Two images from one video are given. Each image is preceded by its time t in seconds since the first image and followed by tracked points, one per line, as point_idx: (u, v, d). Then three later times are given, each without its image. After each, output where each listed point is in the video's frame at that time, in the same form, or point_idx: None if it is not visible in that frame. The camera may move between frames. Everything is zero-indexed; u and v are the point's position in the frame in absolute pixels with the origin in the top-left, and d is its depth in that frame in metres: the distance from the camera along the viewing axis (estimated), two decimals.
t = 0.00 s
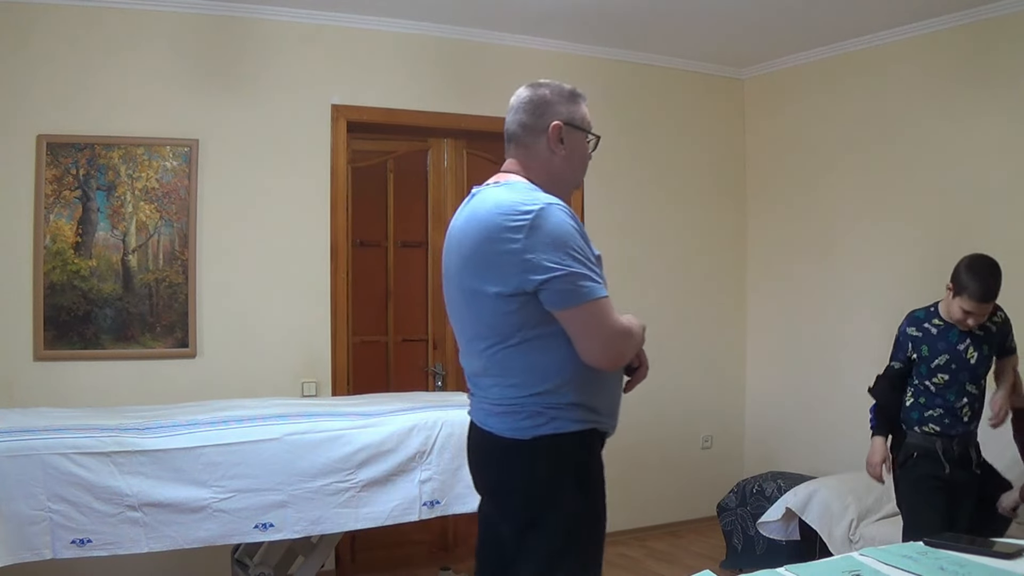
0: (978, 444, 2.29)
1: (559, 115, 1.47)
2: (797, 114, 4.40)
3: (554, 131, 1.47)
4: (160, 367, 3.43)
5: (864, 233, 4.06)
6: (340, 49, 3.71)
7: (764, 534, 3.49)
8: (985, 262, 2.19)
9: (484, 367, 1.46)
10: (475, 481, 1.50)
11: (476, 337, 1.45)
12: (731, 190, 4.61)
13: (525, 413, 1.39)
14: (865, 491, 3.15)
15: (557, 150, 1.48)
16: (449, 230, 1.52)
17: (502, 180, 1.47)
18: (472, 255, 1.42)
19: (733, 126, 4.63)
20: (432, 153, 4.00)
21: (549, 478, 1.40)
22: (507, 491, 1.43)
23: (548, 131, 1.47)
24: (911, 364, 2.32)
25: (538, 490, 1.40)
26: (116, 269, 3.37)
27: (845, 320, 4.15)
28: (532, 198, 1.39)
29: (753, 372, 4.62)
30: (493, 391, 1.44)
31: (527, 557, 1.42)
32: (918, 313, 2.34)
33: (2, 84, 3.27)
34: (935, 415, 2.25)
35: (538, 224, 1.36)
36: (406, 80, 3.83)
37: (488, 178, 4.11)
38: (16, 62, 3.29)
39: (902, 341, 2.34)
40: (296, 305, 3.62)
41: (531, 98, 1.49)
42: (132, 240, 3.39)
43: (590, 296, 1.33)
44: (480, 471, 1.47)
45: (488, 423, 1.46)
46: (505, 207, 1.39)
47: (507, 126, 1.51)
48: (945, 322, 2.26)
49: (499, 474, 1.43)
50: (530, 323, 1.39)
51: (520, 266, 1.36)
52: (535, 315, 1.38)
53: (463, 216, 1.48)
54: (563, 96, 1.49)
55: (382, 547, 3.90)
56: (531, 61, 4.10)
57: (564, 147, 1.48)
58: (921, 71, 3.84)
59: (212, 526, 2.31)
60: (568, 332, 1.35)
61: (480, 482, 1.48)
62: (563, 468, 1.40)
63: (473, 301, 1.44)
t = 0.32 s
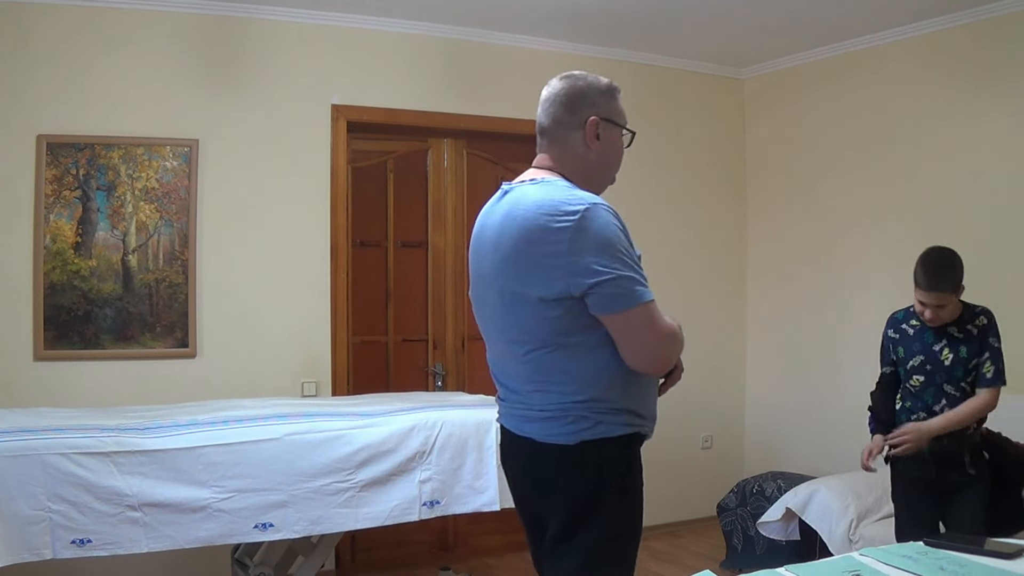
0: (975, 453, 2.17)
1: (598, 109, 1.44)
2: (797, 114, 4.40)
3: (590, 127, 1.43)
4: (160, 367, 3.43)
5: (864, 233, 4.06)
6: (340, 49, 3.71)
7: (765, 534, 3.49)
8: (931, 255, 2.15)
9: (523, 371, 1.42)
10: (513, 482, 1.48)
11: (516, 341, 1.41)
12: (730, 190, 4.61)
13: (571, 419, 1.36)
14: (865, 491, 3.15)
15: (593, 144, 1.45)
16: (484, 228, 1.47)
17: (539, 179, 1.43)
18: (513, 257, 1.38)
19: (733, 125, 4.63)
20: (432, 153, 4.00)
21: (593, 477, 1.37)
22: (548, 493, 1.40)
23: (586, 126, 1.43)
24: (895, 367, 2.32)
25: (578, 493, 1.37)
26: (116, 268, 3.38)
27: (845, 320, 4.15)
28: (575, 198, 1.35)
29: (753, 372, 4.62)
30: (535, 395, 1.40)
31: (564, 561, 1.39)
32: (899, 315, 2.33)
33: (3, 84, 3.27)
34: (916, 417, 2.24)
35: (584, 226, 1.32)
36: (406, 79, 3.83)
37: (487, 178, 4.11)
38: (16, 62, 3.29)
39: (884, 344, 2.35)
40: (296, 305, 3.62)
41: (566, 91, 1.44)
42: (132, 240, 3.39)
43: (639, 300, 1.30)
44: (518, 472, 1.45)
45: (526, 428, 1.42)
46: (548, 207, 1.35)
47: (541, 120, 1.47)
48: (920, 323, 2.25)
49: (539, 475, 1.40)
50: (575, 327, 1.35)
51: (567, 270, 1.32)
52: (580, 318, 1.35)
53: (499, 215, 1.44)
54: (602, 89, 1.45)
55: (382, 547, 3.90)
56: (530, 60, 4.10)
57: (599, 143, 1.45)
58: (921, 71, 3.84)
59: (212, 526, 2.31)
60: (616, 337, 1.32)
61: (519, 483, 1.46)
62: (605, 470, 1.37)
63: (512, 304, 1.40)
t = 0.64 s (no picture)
0: (950, 462, 2.13)
1: (609, 112, 1.44)
2: (797, 113, 4.40)
3: (601, 129, 1.43)
4: (160, 367, 3.43)
5: (864, 233, 4.06)
6: (340, 49, 3.72)
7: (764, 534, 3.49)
8: (925, 243, 2.21)
9: (532, 374, 1.43)
10: (523, 481, 1.48)
11: (525, 344, 1.42)
12: (730, 190, 4.61)
13: (579, 422, 1.37)
14: (865, 491, 3.14)
15: (603, 146, 1.45)
16: (491, 233, 1.48)
17: (547, 183, 1.43)
18: (519, 264, 1.38)
19: (733, 125, 4.63)
20: (432, 153, 4.00)
21: (603, 476, 1.37)
22: (560, 492, 1.40)
23: (596, 128, 1.43)
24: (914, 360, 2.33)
25: (590, 494, 1.37)
26: (116, 269, 3.38)
27: (845, 320, 4.14)
28: (576, 205, 1.34)
29: (753, 372, 4.62)
30: (545, 398, 1.41)
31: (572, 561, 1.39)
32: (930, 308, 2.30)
33: (3, 84, 3.27)
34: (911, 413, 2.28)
35: (584, 235, 1.31)
36: (406, 80, 3.83)
37: (487, 178, 4.12)
38: (17, 62, 3.29)
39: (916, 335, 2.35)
40: (296, 304, 3.62)
41: (579, 91, 1.44)
42: (132, 240, 3.39)
43: (641, 309, 1.29)
44: (530, 472, 1.45)
45: (536, 431, 1.43)
46: (550, 216, 1.34)
47: (553, 120, 1.47)
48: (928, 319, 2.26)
49: (551, 474, 1.40)
50: (581, 333, 1.35)
51: (569, 278, 1.32)
52: (584, 325, 1.35)
53: (505, 221, 1.44)
54: (614, 92, 1.45)
55: (382, 547, 3.90)
56: (530, 60, 4.10)
57: (610, 145, 1.45)
58: (921, 71, 3.84)
59: (212, 526, 2.30)
60: (620, 345, 1.32)
61: (530, 483, 1.46)
62: (618, 471, 1.37)
63: (519, 310, 1.40)
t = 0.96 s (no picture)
0: (954, 463, 2.15)
1: (605, 113, 1.44)
2: (797, 113, 4.40)
3: (597, 129, 1.43)
4: (160, 367, 3.43)
5: (864, 233, 4.06)
6: (340, 49, 3.72)
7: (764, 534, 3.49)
8: (938, 239, 2.26)
9: (527, 370, 1.43)
10: (521, 477, 1.48)
11: (519, 341, 1.43)
12: (730, 190, 4.61)
13: (569, 418, 1.37)
14: (865, 491, 3.15)
15: (598, 147, 1.44)
16: (488, 234, 1.49)
17: (542, 183, 1.44)
18: (510, 262, 1.39)
19: (733, 125, 4.63)
20: (432, 153, 4.00)
21: (595, 473, 1.37)
22: (552, 488, 1.40)
23: (591, 128, 1.43)
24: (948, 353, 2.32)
25: (582, 491, 1.37)
26: (116, 269, 3.38)
27: (845, 320, 4.14)
28: (565, 204, 1.35)
29: (753, 372, 4.62)
30: (539, 394, 1.42)
31: (565, 559, 1.40)
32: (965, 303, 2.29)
33: (3, 84, 3.27)
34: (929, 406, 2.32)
35: (570, 233, 1.32)
36: (406, 80, 3.83)
37: (487, 178, 4.11)
38: (16, 62, 3.29)
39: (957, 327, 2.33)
40: (296, 304, 3.62)
41: (578, 92, 1.45)
42: (132, 240, 3.39)
43: (625, 305, 1.29)
44: (526, 468, 1.46)
45: (531, 427, 1.44)
46: (539, 215, 1.35)
47: (552, 118, 1.47)
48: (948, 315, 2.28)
49: (545, 471, 1.41)
50: (570, 330, 1.35)
51: (555, 276, 1.32)
52: (573, 323, 1.35)
53: (500, 221, 1.45)
54: (610, 94, 1.45)
55: (382, 547, 3.90)
56: (531, 60, 4.10)
57: (605, 145, 1.44)
58: (921, 71, 3.84)
59: (212, 526, 2.30)
60: (606, 341, 1.32)
61: (526, 478, 1.46)
62: (609, 469, 1.37)
63: (512, 308, 1.42)
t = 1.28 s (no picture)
0: (948, 459, 2.18)
1: (604, 113, 1.44)
2: (796, 113, 4.41)
3: (595, 129, 1.43)
4: (160, 367, 3.43)
5: (864, 232, 4.06)
6: (340, 49, 3.72)
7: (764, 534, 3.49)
8: (924, 244, 2.29)
9: (523, 365, 1.44)
10: (513, 476, 1.49)
11: (515, 336, 1.42)
12: (730, 190, 4.61)
13: (564, 413, 1.37)
14: (865, 492, 3.15)
15: (596, 147, 1.44)
16: (487, 229, 1.49)
17: (540, 179, 1.44)
18: (509, 255, 1.39)
19: (733, 125, 4.63)
20: (432, 153, 4.00)
21: (587, 473, 1.37)
22: (544, 488, 1.40)
23: (589, 128, 1.43)
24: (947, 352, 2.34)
25: (571, 490, 1.37)
26: (116, 269, 3.38)
27: (846, 320, 4.14)
28: (565, 199, 1.35)
29: (753, 372, 4.62)
30: (534, 389, 1.42)
31: (555, 558, 1.40)
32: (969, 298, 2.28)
33: (3, 83, 3.27)
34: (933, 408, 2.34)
35: (569, 225, 1.32)
36: (406, 80, 3.83)
37: (487, 178, 4.11)
38: (16, 62, 3.29)
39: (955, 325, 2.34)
40: (296, 305, 3.62)
41: (580, 93, 1.45)
42: (132, 240, 3.39)
43: (622, 297, 1.29)
44: (518, 468, 1.46)
45: (526, 423, 1.44)
46: (539, 209, 1.35)
47: (553, 117, 1.47)
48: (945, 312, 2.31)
49: (535, 471, 1.41)
50: (566, 323, 1.35)
51: (554, 268, 1.32)
52: (570, 316, 1.35)
53: (498, 217, 1.45)
54: (610, 94, 1.45)
55: (382, 547, 3.89)
56: (531, 60, 4.10)
57: (602, 147, 1.44)
58: (920, 70, 3.84)
59: (211, 526, 2.30)
60: (602, 333, 1.32)
61: (519, 478, 1.47)
62: (600, 469, 1.37)
63: (508, 302, 1.41)
